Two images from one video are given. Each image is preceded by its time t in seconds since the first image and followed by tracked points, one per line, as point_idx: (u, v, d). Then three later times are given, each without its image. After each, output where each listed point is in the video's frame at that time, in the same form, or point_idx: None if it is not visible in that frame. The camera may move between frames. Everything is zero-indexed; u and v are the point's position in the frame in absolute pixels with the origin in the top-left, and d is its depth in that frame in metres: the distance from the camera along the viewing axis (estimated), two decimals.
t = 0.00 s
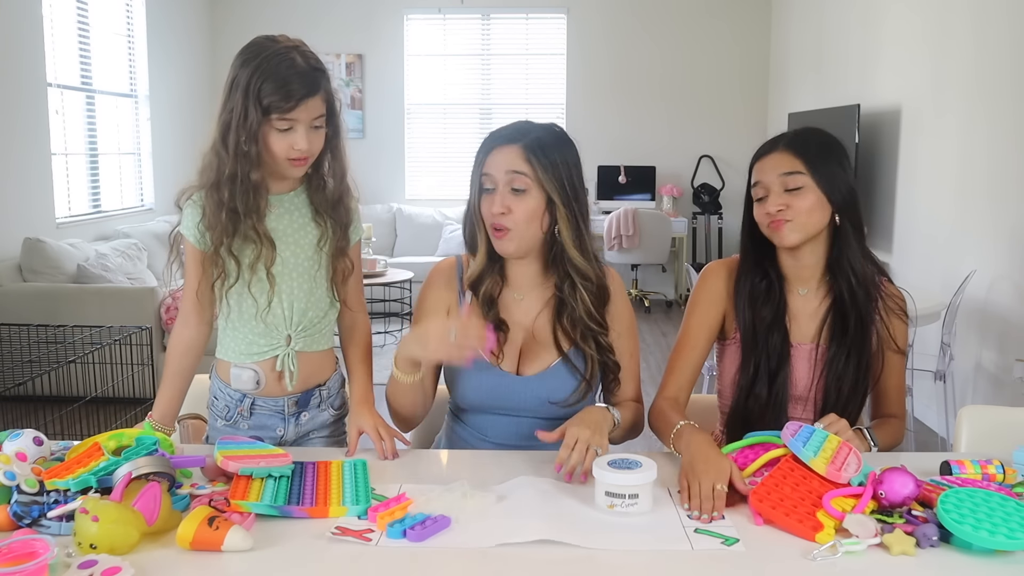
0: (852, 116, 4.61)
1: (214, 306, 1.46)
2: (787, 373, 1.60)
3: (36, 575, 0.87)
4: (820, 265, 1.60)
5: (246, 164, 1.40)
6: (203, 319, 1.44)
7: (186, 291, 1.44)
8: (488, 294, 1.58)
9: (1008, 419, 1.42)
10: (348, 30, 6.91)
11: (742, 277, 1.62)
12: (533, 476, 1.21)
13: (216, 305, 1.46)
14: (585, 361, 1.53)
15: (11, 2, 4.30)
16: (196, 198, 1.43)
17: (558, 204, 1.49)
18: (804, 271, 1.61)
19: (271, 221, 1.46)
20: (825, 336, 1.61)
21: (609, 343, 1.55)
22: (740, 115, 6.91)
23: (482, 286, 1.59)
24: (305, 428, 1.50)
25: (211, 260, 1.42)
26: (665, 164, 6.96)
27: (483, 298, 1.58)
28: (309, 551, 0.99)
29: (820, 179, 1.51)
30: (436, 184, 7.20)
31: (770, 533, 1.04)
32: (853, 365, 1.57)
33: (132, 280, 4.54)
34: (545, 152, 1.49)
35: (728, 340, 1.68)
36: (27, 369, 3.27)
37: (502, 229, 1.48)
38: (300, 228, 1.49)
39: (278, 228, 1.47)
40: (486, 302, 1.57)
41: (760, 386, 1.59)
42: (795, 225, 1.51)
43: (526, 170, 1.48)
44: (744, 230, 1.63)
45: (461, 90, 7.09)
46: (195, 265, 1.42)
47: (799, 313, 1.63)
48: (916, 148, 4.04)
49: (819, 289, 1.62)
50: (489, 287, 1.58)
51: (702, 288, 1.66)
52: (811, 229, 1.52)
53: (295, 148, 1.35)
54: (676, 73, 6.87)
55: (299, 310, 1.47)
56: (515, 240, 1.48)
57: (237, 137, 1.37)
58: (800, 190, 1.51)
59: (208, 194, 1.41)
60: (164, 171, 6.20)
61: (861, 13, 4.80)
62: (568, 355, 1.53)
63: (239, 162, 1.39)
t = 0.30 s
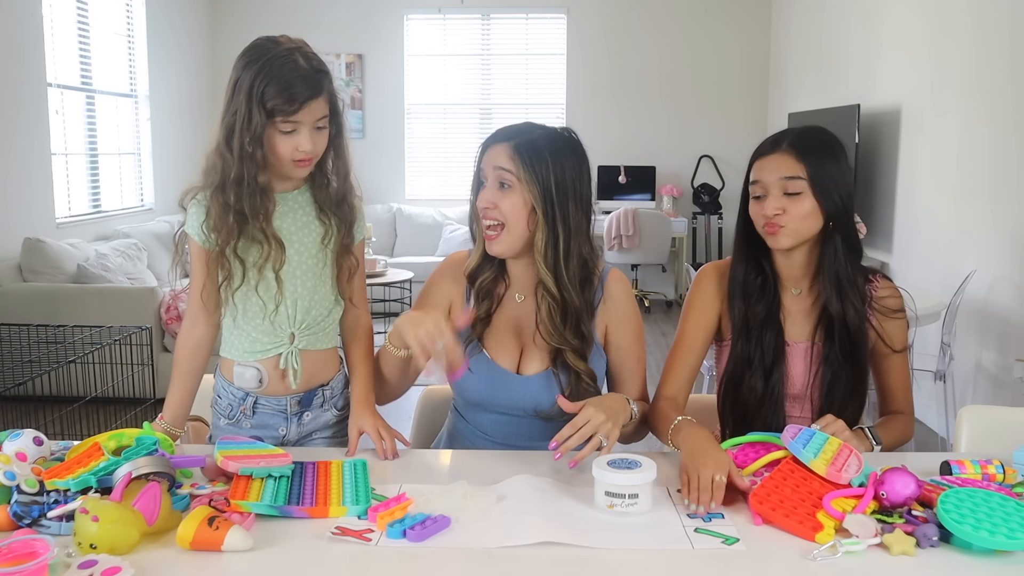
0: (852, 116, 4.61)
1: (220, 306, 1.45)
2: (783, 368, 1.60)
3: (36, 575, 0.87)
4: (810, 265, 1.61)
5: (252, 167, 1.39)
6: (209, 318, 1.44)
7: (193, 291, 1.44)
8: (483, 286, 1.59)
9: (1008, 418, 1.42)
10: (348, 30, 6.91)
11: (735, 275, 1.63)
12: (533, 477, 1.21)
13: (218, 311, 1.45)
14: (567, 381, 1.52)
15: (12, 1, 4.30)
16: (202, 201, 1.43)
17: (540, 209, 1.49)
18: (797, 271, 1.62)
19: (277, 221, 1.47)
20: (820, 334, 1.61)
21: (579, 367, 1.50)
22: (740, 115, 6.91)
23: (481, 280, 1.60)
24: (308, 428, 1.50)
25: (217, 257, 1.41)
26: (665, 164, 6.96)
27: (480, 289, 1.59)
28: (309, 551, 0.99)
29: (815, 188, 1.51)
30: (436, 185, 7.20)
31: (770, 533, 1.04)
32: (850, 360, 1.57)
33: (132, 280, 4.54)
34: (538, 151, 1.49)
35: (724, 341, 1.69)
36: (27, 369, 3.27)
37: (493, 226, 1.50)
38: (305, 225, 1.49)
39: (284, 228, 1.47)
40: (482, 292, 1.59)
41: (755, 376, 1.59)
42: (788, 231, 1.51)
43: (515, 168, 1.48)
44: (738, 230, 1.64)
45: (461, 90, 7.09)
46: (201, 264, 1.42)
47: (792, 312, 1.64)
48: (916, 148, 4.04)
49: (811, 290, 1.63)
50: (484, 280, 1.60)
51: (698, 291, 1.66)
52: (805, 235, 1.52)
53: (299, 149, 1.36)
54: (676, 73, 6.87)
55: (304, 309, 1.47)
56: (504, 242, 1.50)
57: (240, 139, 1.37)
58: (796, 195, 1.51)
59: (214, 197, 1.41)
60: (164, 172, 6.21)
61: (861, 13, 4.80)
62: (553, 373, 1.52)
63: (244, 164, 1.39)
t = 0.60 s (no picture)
0: (852, 116, 4.61)
1: (219, 306, 1.45)
2: (776, 368, 1.60)
3: (36, 575, 0.87)
4: (809, 265, 1.62)
5: (238, 167, 1.38)
6: (212, 322, 1.45)
7: (192, 292, 1.44)
8: (493, 282, 1.60)
9: (1007, 419, 1.42)
10: (349, 30, 6.91)
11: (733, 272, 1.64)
12: (533, 477, 1.21)
13: (220, 313, 1.46)
14: (577, 376, 1.51)
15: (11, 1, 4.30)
16: (196, 203, 1.44)
17: (553, 208, 1.48)
18: (791, 271, 1.62)
19: (270, 221, 1.47)
20: (815, 335, 1.62)
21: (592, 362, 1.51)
22: (740, 115, 6.91)
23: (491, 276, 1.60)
24: (305, 426, 1.50)
25: (214, 268, 1.42)
26: (665, 164, 6.96)
27: (487, 285, 1.60)
28: (309, 551, 0.99)
29: (816, 187, 1.51)
30: (436, 185, 7.20)
31: (770, 533, 1.04)
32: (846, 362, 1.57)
33: (132, 280, 4.54)
34: (552, 148, 1.49)
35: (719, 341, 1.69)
36: (27, 369, 3.27)
37: (502, 221, 1.50)
38: (301, 225, 1.49)
39: (279, 229, 1.47)
40: (489, 288, 1.59)
41: (748, 374, 1.59)
42: (782, 234, 1.51)
43: (527, 166, 1.48)
44: (738, 228, 1.64)
45: (461, 90, 7.09)
46: (200, 266, 1.42)
47: (788, 311, 1.64)
48: (916, 148, 4.04)
49: (807, 289, 1.64)
50: (494, 275, 1.61)
51: (692, 289, 1.66)
52: (799, 236, 1.52)
53: (284, 153, 1.33)
54: (676, 73, 6.87)
55: (302, 307, 1.48)
56: (511, 236, 1.50)
57: (228, 141, 1.37)
58: (796, 197, 1.51)
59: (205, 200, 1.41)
60: (164, 172, 6.21)
61: (861, 13, 4.80)
62: (560, 368, 1.52)
63: (231, 165, 1.38)
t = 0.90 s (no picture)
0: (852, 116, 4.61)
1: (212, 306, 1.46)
2: (772, 368, 1.61)
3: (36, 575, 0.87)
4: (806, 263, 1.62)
5: (216, 165, 1.39)
6: (203, 320, 1.44)
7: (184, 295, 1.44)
8: (497, 280, 1.60)
9: (1008, 418, 1.41)
10: (349, 30, 6.91)
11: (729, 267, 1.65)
12: (533, 476, 1.21)
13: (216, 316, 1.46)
14: (586, 368, 1.53)
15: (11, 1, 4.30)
16: (180, 206, 1.44)
17: (569, 204, 1.50)
18: (782, 268, 1.63)
19: (251, 220, 1.47)
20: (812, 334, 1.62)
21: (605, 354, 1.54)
22: (739, 115, 6.91)
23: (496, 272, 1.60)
24: (302, 423, 1.50)
25: (205, 261, 1.42)
26: (665, 164, 6.96)
27: (491, 283, 1.60)
28: (308, 551, 0.99)
29: (816, 190, 1.52)
30: (436, 185, 7.20)
31: (770, 533, 1.04)
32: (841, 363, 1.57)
33: (132, 280, 4.54)
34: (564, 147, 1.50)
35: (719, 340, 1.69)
36: (27, 369, 3.27)
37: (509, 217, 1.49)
38: (286, 222, 1.48)
39: (263, 228, 1.47)
40: (494, 288, 1.60)
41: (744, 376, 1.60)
42: (775, 229, 1.52)
43: (541, 163, 1.49)
44: (735, 226, 1.65)
45: (461, 90, 7.09)
46: (190, 268, 1.42)
47: (782, 312, 1.64)
48: (916, 147, 4.04)
49: (799, 287, 1.65)
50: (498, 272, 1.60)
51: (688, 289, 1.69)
52: (790, 237, 1.53)
53: (262, 150, 1.32)
54: (676, 73, 6.87)
55: (291, 304, 1.48)
56: (519, 231, 1.49)
57: (205, 139, 1.37)
58: (797, 193, 1.51)
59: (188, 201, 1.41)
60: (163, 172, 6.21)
61: (861, 13, 4.80)
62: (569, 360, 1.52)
63: (210, 164, 1.39)
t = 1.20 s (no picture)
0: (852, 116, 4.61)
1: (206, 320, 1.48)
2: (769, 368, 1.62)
3: (36, 575, 0.87)
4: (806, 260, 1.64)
5: (215, 182, 1.41)
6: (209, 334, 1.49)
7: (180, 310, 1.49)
8: (500, 284, 1.62)
9: (1008, 418, 1.42)
10: (349, 30, 6.91)
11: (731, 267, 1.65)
12: (533, 477, 1.21)
13: (218, 327, 1.50)
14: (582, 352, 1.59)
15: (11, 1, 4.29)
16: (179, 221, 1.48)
17: (581, 196, 1.60)
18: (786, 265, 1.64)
19: (243, 247, 1.48)
20: (807, 327, 1.63)
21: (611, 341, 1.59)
22: (740, 115, 6.91)
23: (499, 273, 1.62)
24: (289, 421, 1.52)
25: (195, 278, 1.45)
26: (665, 164, 6.96)
27: (494, 287, 1.62)
28: (309, 551, 0.99)
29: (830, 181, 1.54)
30: (436, 185, 7.20)
31: (770, 533, 1.04)
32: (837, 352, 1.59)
33: (132, 280, 4.54)
34: (568, 142, 1.59)
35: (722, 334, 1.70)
36: (27, 369, 3.28)
37: (526, 208, 1.54)
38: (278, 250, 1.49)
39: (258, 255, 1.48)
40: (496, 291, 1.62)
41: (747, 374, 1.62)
42: (795, 218, 1.52)
43: (556, 157, 1.56)
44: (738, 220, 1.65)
45: (461, 90, 7.08)
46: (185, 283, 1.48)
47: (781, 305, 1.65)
48: (916, 147, 4.04)
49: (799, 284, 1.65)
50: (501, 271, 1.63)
51: (687, 284, 1.69)
52: (805, 226, 1.54)
53: (263, 166, 1.32)
54: (676, 73, 6.87)
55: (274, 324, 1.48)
56: (538, 222, 1.54)
57: (207, 159, 1.40)
58: (811, 182, 1.53)
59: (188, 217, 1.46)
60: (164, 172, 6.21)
61: (861, 13, 4.80)
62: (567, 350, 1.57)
63: (209, 181, 1.42)
